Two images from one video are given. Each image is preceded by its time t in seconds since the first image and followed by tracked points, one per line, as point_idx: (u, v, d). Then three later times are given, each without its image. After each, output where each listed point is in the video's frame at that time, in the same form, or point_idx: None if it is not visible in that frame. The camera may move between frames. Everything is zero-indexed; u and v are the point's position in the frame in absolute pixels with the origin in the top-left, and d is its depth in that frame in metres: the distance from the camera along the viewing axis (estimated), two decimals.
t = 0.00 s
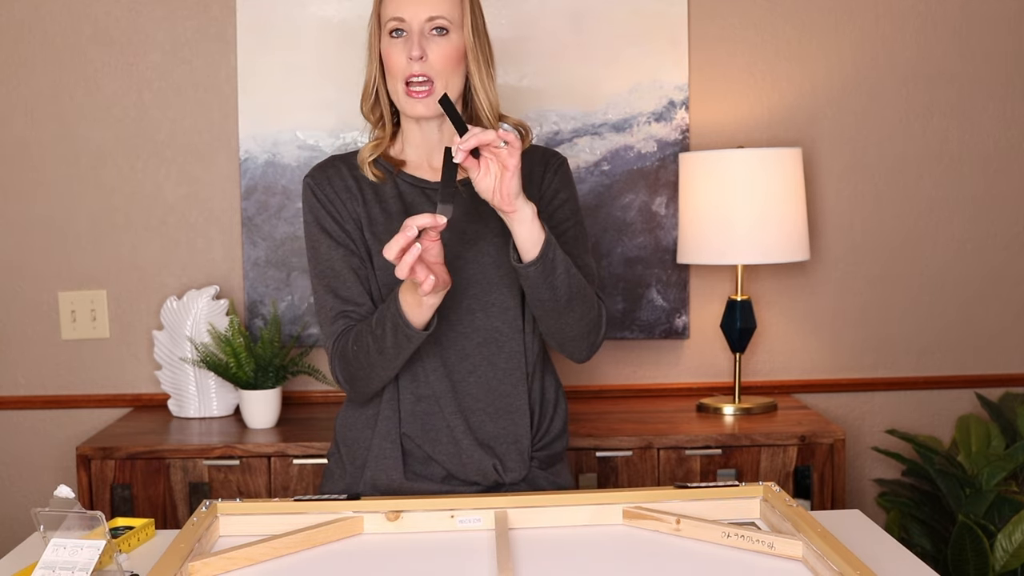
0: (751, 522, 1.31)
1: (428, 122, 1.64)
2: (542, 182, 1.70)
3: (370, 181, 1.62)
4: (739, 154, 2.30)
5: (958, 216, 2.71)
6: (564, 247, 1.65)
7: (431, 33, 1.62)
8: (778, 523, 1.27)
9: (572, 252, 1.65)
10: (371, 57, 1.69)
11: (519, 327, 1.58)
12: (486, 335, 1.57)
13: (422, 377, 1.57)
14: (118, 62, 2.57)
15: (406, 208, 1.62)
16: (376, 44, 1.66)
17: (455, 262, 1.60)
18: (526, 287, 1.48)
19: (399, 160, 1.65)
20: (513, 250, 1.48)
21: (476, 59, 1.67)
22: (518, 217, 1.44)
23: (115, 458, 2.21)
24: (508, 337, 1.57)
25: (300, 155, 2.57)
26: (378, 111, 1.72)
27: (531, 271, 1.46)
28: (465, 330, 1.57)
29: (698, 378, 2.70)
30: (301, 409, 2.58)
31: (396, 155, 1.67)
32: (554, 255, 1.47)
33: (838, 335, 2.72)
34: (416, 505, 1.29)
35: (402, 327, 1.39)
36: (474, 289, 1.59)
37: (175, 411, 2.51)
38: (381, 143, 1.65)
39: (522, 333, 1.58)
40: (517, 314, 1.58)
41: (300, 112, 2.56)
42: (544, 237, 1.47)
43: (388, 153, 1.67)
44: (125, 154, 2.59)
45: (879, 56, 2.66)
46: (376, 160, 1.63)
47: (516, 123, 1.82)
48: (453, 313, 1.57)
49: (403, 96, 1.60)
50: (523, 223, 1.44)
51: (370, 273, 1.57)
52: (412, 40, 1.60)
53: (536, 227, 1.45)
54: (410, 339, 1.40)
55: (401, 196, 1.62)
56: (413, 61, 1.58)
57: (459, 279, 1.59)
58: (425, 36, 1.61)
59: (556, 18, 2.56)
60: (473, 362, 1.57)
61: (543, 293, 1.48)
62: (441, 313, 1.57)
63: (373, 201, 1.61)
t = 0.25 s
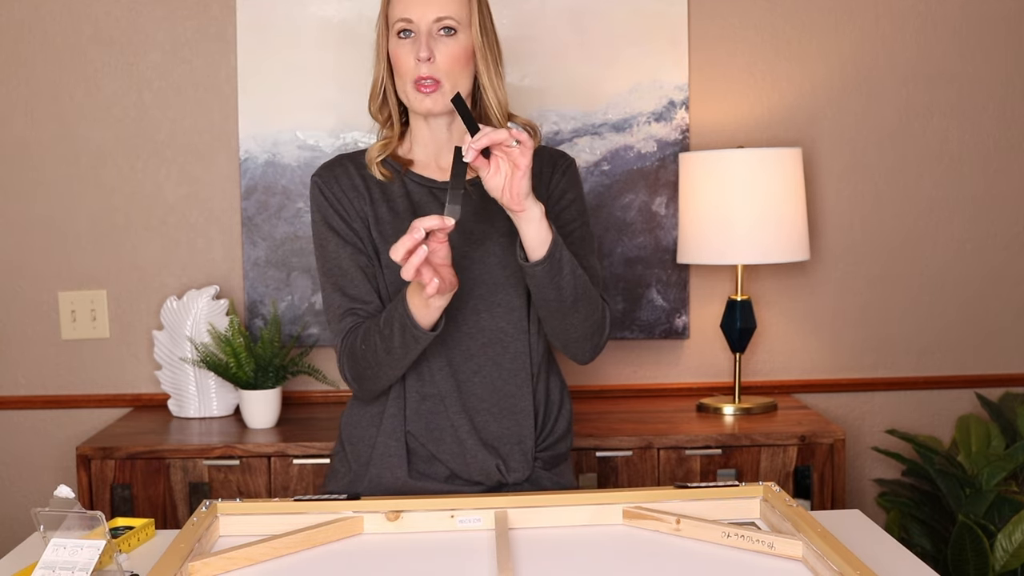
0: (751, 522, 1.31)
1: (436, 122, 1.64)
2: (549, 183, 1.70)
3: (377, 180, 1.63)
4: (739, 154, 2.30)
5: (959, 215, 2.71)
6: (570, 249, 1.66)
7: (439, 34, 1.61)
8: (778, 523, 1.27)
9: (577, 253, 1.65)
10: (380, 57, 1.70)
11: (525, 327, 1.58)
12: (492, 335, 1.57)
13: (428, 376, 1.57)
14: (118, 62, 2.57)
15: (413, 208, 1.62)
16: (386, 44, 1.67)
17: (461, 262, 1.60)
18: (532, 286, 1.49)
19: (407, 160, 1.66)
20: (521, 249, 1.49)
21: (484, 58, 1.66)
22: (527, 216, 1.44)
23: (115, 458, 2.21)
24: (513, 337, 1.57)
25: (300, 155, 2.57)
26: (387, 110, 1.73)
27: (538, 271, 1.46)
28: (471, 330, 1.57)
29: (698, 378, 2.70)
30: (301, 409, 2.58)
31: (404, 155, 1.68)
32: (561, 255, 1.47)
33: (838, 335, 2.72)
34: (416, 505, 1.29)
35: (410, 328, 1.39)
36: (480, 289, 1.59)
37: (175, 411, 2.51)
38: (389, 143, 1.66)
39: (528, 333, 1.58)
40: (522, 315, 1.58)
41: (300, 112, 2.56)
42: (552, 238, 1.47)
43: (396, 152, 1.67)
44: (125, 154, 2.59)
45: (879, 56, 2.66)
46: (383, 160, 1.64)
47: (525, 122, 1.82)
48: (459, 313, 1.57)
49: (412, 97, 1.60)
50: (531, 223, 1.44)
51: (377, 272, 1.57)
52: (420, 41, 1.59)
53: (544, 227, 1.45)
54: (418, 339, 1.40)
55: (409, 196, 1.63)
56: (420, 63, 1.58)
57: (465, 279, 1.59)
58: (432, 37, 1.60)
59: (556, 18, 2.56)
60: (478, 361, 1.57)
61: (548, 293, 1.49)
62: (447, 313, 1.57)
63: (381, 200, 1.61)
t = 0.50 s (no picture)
0: (751, 522, 1.31)
1: (442, 123, 1.65)
2: (554, 183, 1.70)
3: (382, 180, 1.62)
4: (739, 154, 2.30)
5: (958, 215, 2.71)
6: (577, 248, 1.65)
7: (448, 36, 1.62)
8: (778, 523, 1.27)
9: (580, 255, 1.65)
10: (386, 56, 1.70)
11: (529, 328, 1.58)
12: (496, 335, 1.57)
13: (433, 375, 1.57)
14: (118, 62, 2.57)
15: (418, 207, 1.62)
16: (393, 44, 1.67)
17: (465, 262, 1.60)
18: (538, 287, 1.48)
19: (413, 160, 1.66)
20: (527, 253, 1.48)
21: (492, 60, 1.67)
22: (537, 220, 1.44)
23: (115, 458, 2.21)
24: (518, 338, 1.57)
25: (300, 155, 2.57)
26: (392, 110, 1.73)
27: (545, 275, 1.46)
28: (476, 330, 1.57)
29: (698, 378, 2.70)
30: (301, 409, 2.58)
31: (409, 155, 1.68)
32: (569, 258, 1.47)
33: (838, 336, 2.72)
34: (416, 505, 1.29)
35: (417, 324, 1.39)
36: (484, 290, 1.58)
37: (175, 411, 2.51)
38: (395, 143, 1.66)
39: (533, 333, 1.58)
40: (526, 315, 1.58)
41: (300, 112, 2.56)
42: (560, 241, 1.47)
43: (401, 153, 1.68)
44: (125, 154, 2.59)
45: (879, 56, 2.66)
46: (389, 160, 1.64)
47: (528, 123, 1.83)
48: (464, 313, 1.57)
49: (421, 97, 1.60)
50: (542, 227, 1.44)
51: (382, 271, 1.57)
52: (430, 42, 1.60)
53: (553, 230, 1.45)
54: (425, 335, 1.40)
55: (414, 196, 1.63)
56: (431, 64, 1.59)
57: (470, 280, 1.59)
58: (443, 38, 1.61)
59: (555, 19, 2.56)
60: (483, 362, 1.57)
61: (556, 296, 1.48)
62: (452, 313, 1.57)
63: (386, 200, 1.61)
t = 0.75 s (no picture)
0: (751, 522, 1.31)
1: (446, 124, 1.65)
2: (555, 183, 1.70)
3: (385, 180, 1.62)
4: (739, 154, 2.30)
5: (958, 215, 2.71)
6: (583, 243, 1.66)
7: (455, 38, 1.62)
8: (778, 523, 1.27)
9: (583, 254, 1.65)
10: (391, 56, 1.70)
11: (532, 327, 1.58)
12: (498, 334, 1.57)
13: (435, 375, 1.57)
14: (118, 62, 2.57)
15: (421, 207, 1.62)
16: (398, 45, 1.67)
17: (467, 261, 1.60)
18: (545, 279, 1.49)
19: (416, 161, 1.66)
20: (536, 245, 1.49)
21: (498, 62, 1.68)
22: (544, 212, 1.44)
23: (115, 458, 2.21)
24: (520, 337, 1.57)
25: (300, 155, 2.57)
26: (395, 111, 1.73)
27: (553, 266, 1.47)
28: (478, 330, 1.57)
29: (698, 378, 2.70)
30: (301, 409, 2.58)
31: (412, 155, 1.69)
32: (576, 251, 1.48)
33: (838, 336, 2.72)
34: (416, 505, 1.29)
35: (418, 317, 1.39)
36: (486, 289, 1.58)
37: (175, 411, 2.51)
38: (398, 143, 1.66)
39: (535, 333, 1.58)
40: (529, 314, 1.58)
41: (300, 112, 2.56)
42: (568, 233, 1.47)
43: (404, 153, 1.68)
44: (125, 154, 2.59)
45: (879, 55, 2.66)
46: (393, 161, 1.64)
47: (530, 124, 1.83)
48: (466, 312, 1.57)
49: (426, 98, 1.60)
50: (551, 218, 1.45)
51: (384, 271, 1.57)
52: (437, 44, 1.60)
53: (562, 222, 1.46)
54: (427, 331, 1.40)
55: (416, 195, 1.63)
56: (437, 66, 1.59)
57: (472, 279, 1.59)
58: (449, 40, 1.61)
59: (555, 19, 2.56)
60: (485, 361, 1.57)
61: (562, 288, 1.49)
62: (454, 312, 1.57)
63: (389, 199, 1.61)
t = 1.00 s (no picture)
0: (751, 522, 1.31)
1: (445, 123, 1.65)
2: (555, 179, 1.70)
3: (384, 180, 1.62)
4: (739, 154, 2.30)
5: (958, 215, 2.71)
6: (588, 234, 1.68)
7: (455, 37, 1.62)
8: (778, 523, 1.27)
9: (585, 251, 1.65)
10: (391, 55, 1.69)
11: (533, 326, 1.58)
12: (499, 333, 1.57)
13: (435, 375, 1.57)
14: (118, 62, 2.57)
15: (420, 206, 1.62)
16: (398, 44, 1.66)
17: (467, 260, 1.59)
18: (550, 271, 1.50)
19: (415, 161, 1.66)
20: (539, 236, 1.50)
21: (497, 62, 1.68)
22: (545, 202, 1.45)
23: (115, 458, 2.21)
24: (520, 336, 1.57)
25: (300, 155, 2.57)
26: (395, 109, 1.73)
27: (556, 258, 1.48)
28: (478, 329, 1.57)
29: (698, 378, 2.70)
30: (301, 409, 2.58)
31: (410, 155, 1.68)
32: (579, 241, 1.49)
33: (838, 336, 2.72)
34: (416, 505, 1.29)
35: (414, 316, 1.39)
36: (487, 288, 1.58)
37: (175, 411, 2.51)
38: (397, 142, 1.66)
39: (535, 331, 1.58)
40: (530, 313, 1.58)
41: (300, 112, 2.56)
42: (570, 225, 1.49)
43: (403, 152, 1.68)
44: (126, 154, 2.59)
45: (879, 55, 2.66)
46: (392, 160, 1.64)
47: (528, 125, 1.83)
48: (466, 312, 1.57)
49: (425, 96, 1.60)
50: (551, 208, 1.46)
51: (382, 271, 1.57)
52: (437, 42, 1.60)
53: (563, 212, 1.47)
54: (423, 329, 1.40)
55: (416, 194, 1.63)
56: (437, 63, 1.59)
57: (472, 278, 1.58)
58: (450, 39, 1.61)
59: (555, 19, 2.56)
60: (486, 360, 1.57)
61: (566, 280, 1.50)
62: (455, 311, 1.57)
63: (388, 199, 1.61)
